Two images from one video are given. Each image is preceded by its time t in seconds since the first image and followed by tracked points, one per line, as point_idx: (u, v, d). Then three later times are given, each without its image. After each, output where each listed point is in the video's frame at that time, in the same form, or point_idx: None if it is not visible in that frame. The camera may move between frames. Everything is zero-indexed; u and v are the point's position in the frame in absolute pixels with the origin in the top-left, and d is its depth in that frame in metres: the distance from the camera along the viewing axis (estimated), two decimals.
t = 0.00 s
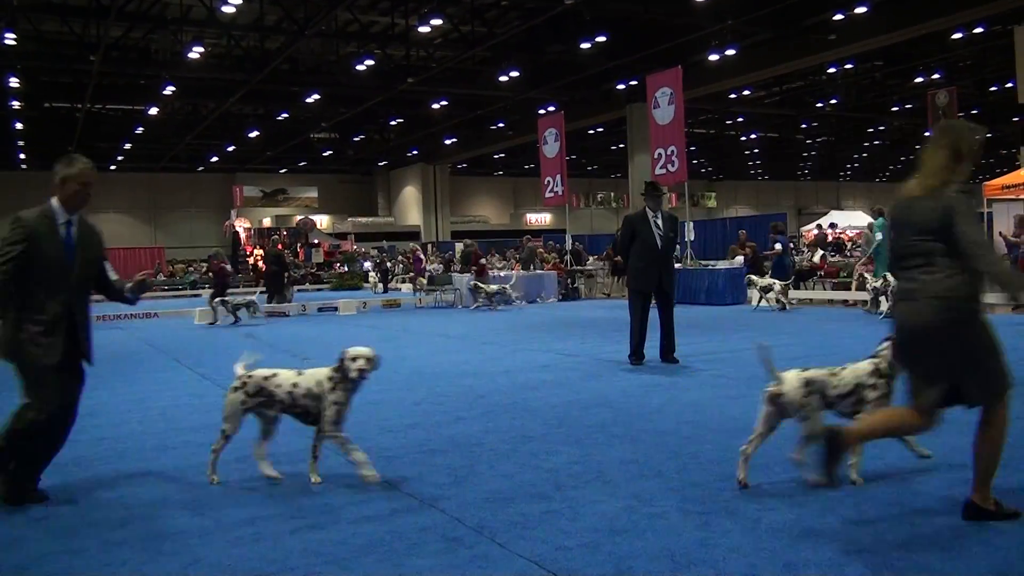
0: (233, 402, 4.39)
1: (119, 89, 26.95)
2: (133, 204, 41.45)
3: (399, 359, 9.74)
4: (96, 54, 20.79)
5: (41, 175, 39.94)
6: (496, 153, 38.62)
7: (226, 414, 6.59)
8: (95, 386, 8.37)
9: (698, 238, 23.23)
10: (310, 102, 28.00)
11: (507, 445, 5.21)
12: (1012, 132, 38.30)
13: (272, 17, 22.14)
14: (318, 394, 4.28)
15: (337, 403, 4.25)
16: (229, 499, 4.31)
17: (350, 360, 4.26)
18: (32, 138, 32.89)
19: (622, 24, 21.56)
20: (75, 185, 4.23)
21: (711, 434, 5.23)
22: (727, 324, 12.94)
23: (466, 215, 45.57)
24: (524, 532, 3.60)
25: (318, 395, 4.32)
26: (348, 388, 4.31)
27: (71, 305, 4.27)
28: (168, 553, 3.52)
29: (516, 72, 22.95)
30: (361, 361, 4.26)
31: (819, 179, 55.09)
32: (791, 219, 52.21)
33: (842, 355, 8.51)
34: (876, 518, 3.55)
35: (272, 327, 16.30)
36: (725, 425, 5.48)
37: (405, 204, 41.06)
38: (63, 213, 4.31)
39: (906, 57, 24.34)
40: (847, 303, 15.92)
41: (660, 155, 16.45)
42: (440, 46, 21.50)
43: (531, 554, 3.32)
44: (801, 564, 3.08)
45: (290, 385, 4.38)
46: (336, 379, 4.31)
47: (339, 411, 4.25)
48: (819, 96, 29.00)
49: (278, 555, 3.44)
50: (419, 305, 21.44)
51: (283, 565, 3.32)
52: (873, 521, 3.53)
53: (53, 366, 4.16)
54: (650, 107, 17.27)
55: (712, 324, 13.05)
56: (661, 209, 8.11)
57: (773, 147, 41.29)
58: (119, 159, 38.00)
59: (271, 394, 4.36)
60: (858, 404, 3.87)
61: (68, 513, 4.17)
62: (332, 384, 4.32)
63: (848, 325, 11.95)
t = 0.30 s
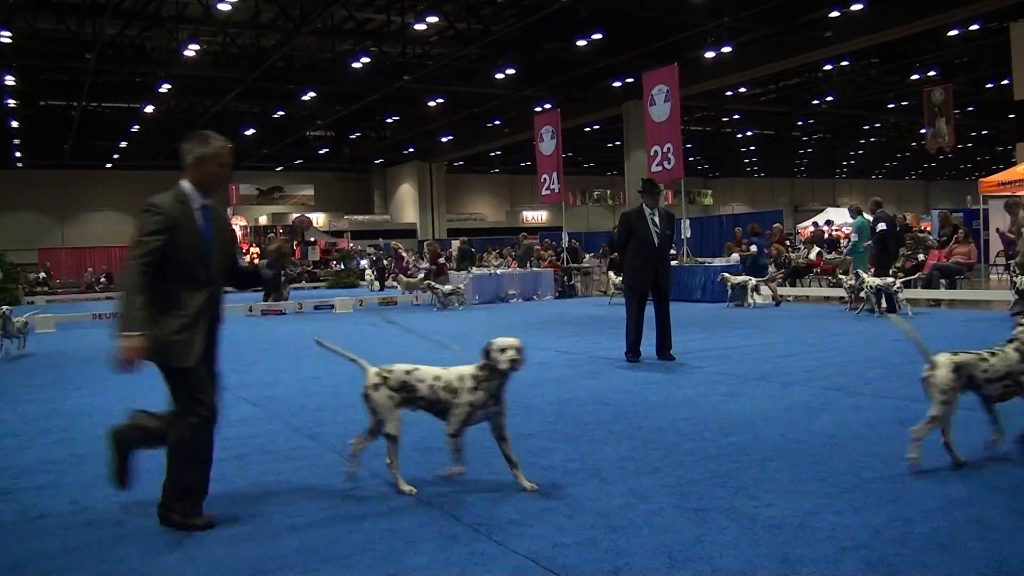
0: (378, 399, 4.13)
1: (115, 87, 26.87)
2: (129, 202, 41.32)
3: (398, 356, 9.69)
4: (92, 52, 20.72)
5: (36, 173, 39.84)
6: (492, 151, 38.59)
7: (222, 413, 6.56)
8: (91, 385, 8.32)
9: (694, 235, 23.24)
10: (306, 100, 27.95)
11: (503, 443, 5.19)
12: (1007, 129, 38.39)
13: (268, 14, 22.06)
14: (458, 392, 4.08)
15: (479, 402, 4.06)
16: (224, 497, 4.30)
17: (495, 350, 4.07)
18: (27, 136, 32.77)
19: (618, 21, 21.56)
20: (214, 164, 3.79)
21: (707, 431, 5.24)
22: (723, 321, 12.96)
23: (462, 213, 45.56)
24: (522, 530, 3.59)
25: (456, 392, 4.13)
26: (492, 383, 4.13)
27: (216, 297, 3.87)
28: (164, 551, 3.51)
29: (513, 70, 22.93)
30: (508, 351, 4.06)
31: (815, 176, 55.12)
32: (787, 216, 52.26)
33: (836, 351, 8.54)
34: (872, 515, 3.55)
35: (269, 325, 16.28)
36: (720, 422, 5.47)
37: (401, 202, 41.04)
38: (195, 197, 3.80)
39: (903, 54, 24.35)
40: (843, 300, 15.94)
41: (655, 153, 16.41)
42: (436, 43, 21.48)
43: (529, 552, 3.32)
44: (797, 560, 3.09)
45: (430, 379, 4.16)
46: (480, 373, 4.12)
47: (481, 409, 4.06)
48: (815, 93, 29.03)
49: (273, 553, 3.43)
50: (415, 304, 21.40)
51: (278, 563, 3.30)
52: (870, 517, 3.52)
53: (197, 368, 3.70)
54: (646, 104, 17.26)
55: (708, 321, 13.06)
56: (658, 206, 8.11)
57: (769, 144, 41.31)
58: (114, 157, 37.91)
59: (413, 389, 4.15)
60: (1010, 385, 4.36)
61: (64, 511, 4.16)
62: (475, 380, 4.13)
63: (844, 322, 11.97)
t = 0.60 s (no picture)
0: (523, 411, 3.81)
1: (110, 85, 26.80)
2: (123, 201, 41.21)
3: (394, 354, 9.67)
4: (86, 50, 20.68)
5: (30, 172, 39.72)
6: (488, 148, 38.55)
7: (219, 412, 6.54)
8: (86, 384, 8.29)
9: (689, 233, 23.26)
10: (300, 98, 27.91)
11: (500, 441, 5.18)
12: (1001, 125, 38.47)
13: (262, 12, 21.98)
14: (615, 400, 3.78)
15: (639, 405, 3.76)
16: (220, 496, 4.30)
17: (657, 355, 3.82)
18: (21, 135, 32.67)
19: (613, 19, 21.57)
20: (410, 139, 3.86)
21: (703, 428, 5.23)
22: (719, 318, 12.97)
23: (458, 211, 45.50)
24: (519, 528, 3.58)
25: (613, 401, 3.83)
26: (649, 389, 3.85)
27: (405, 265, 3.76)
28: (159, 549, 3.50)
29: (508, 67, 22.93)
30: (670, 355, 3.82)
31: (810, 173, 55.19)
32: (782, 213, 52.30)
33: (832, 348, 8.54)
34: (868, 510, 3.55)
35: (265, 323, 16.29)
36: (716, 419, 5.47)
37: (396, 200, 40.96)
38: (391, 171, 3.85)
39: (897, 51, 24.37)
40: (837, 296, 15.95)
41: (650, 150, 16.40)
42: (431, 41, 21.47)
43: (524, 549, 3.32)
44: (793, 556, 3.09)
45: (582, 392, 3.85)
46: (636, 380, 3.85)
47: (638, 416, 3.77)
48: (809, 90, 29.06)
49: (270, 551, 3.43)
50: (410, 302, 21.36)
51: (274, 562, 3.30)
52: (865, 514, 3.53)
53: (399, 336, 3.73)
54: (641, 102, 17.25)
55: (703, 318, 13.07)
56: (653, 203, 8.10)
57: (764, 141, 41.32)
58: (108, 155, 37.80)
59: (562, 402, 3.83)
60: None
61: (60, 509, 4.14)
62: (632, 386, 3.85)
63: (838, 319, 11.99)
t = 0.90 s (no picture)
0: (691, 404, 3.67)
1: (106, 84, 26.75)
2: (119, 199, 41.14)
3: (390, 353, 9.67)
4: (81, 48, 20.63)
5: (26, 171, 39.63)
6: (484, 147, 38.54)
7: (214, 410, 6.53)
8: (82, 383, 8.26)
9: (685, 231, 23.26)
10: (295, 96, 27.88)
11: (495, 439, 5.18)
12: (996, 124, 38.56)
13: (258, 10, 21.91)
14: (784, 386, 3.64)
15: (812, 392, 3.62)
16: (216, 494, 4.28)
17: (824, 340, 3.67)
18: (16, 133, 32.59)
19: (609, 17, 21.55)
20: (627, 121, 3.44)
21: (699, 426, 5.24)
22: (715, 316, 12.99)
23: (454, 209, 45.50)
24: (517, 526, 3.57)
25: (779, 389, 3.68)
26: (811, 374, 3.72)
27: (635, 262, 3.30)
28: (156, 548, 3.49)
29: (504, 65, 22.92)
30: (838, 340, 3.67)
31: (806, 171, 55.22)
32: (778, 211, 52.38)
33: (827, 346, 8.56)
34: (864, 508, 3.55)
35: (260, 321, 16.25)
36: (717, 418, 5.46)
37: (393, 198, 40.95)
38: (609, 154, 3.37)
39: (893, 50, 24.40)
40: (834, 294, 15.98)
41: (647, 148, 16.39)
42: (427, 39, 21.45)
43: (521, 547, 3.31)
44: (788, 553, 3.10)
45: (742, 377, 3.69)
46: (798, 367, 3.71)
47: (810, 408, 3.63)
48: (805, 88, 29.09)
49: (266, 549, 3.42)
50: (406, 300, 21.38)
51: (269, 562, 3.28)
52: (862, 511, 3.52)
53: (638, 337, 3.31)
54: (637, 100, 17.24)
55: (700, 317, 13.08)
56: (649, 201, 8.10)
57: (760, 139, 41.37)
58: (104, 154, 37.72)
59: (722, 390, 3.68)
60: None
61: (56, 509, 4.13)
62: (796, 374, 3.70)
63: (834, 316, 12.01)
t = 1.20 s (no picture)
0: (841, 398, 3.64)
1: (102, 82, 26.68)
2: (115, 198, 41.05)
3: (387, 351, 9.66)
4: (78, 47, 20.60)
5: (22, 170, 39.53)
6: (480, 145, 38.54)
7: (208, 409, 6.51)
8: (77, 381, 8.23)
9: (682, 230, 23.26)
10: (293, 95, 27.86)
11: (490, 438, 5.17)
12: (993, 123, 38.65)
13: (255, 9, 21.86)
14: (922, 379, 3.64)
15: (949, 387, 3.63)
16: (211, 493, 4.27)
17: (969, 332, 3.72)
18: (13, 132, 32.54)
19: (607, 17, 21.56)
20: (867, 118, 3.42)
21: (694, 425, 5.24)
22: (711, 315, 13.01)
23: (451, 208, 45.47)
24: (512, 525, 3.56)
25: (914, 381, 3.68)
26: (950, 369, 3.73)
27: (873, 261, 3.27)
28: (152, 547, 3.48)
29: (501, 64, 22.93)
30: (982, 333, 3.73)
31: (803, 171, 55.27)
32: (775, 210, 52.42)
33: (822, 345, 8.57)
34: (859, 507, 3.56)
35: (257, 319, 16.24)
36: (713, 416, 5.46)
37: (390, 197, 40.92)
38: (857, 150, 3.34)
39: (891, 48, 24.41)
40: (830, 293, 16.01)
41: (644, 147, 16.41)
42: (424, 38, 21.46)
43: (516, 546, 3.30)
44: (784, 552, 3.10)
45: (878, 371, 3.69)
46: (936, 360, 3.71)
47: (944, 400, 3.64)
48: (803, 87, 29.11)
49: (262, 548, 3.42)
50: (403, 299, 21.38)
51: (263, 561, 3.26)
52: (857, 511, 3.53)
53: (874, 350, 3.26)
54: (634, 99, 17.24)
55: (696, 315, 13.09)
56: (646, 201, 8.09)
57: (757, 138, 41.42)
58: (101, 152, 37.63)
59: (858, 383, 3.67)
60: None
61: (51, 508, 4.11)
62: (931, 368, 3.71)
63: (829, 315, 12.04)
